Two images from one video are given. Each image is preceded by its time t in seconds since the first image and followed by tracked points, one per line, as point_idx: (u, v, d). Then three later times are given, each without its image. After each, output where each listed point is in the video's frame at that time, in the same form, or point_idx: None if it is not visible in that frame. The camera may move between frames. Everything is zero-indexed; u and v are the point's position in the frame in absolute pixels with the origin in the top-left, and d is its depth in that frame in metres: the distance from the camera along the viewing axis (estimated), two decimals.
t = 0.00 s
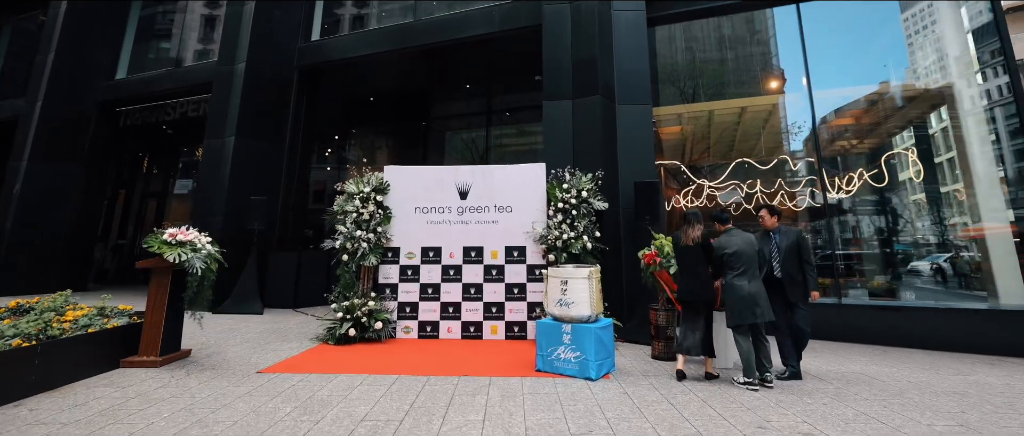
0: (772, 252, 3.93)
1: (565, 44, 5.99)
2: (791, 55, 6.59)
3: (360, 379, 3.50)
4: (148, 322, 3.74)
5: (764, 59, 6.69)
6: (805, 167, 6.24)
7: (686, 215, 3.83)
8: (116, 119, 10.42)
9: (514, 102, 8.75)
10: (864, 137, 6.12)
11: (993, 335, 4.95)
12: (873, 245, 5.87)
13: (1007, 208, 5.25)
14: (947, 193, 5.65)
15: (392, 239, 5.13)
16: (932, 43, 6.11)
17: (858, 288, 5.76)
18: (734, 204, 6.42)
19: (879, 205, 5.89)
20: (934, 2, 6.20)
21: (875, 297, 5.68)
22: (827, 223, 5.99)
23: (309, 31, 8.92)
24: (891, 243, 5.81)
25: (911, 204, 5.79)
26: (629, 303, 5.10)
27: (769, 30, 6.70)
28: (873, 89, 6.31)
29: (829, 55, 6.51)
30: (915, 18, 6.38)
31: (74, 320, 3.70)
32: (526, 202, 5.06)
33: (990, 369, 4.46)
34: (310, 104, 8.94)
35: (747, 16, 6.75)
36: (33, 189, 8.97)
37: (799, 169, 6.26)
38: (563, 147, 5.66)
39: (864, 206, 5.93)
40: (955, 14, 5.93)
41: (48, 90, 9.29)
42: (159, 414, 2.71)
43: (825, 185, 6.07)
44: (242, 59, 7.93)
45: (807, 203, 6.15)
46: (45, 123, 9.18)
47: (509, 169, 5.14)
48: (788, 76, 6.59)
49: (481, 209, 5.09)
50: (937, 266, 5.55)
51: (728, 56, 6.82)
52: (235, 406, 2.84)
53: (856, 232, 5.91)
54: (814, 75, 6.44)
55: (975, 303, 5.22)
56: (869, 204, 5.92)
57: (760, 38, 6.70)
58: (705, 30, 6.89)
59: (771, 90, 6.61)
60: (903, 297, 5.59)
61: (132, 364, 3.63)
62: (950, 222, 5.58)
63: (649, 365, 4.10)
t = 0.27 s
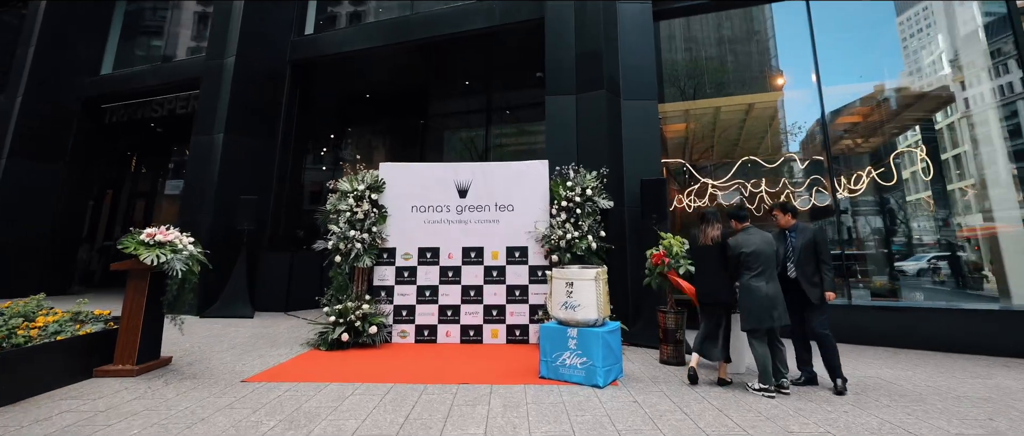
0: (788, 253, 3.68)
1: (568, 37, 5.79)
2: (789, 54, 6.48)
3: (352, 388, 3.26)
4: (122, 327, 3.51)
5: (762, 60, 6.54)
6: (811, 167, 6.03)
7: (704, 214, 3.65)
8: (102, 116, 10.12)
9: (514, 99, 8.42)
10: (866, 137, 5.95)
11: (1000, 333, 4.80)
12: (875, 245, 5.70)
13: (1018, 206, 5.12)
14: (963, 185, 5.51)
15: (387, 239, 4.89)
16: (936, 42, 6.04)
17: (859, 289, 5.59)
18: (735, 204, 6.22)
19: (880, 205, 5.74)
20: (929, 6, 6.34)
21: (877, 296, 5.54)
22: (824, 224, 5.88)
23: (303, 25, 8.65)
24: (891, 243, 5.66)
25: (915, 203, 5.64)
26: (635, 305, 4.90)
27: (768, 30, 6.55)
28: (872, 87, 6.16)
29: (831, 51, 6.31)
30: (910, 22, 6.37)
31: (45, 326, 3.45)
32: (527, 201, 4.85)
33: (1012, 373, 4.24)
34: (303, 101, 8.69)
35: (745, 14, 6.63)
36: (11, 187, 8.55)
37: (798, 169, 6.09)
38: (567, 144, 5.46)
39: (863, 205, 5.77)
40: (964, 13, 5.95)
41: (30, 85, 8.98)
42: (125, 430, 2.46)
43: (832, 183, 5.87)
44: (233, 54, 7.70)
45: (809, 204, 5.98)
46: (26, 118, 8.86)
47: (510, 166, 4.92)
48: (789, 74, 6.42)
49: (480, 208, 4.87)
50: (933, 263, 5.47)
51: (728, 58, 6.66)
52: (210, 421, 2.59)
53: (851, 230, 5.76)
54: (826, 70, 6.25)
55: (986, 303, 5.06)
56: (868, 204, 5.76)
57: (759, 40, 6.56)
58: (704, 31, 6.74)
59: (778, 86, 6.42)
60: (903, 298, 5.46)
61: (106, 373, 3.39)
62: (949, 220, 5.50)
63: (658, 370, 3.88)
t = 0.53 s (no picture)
0: (807, 251, 3.45)
1: (571, 29, 5.59)
2: (785, 56, 6.39)
3: (341, 398, 3.03)
4: (94, 332, 3.29)
5: (760, 62, 6.43)
6: (818, 164, 5.88)
7: (719, 212, 3.46)
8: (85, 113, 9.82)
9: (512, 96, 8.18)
10: (872, 134, 5.79)
11: (1002, 333, 4.77)
12: (873, 244, 5.55)
13: None
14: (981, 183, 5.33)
15: (381, 239, 4.66)
16: (932, 44, 5.88)
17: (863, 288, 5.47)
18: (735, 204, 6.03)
19: (879, 205, 5.58)
20: (922, 7, 6.09)
21: (880, 295, 5.42)
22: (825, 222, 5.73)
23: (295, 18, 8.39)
24: (886, 243, 5.51)
25: (913, 203, 5.52)
26: (642, 307, 4.69)
27: (766, 31, 6.48)
28: (881, 81, 6.00)
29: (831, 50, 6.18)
30: (903, 25, 6.13)
31: (10, 332, 3.21)
32: (528, 199, 4.63)
33: None
34: (295, 97, 8.44)
35: (744, 13, 6.56)
36: None
37: (789, 170, 5.95)
38: (569, 140, 5.26)
39: (866, 203, 5.60)
40: (968, 9, 5.76)
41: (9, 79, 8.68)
42: None
43: (837, 183, 5.71)
44: (221, 47, 7.45)
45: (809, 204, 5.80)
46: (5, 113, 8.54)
47: (510, 163, 4.70)
48: (799, 70, 6.30)
49: (479, 206, 4.65)
50: (931, 264, 5.33)
51: (725, 58, 6.53)
52: None
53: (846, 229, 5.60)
54: (835, 65, 6.12)
55: (996, 304, 4.95)
56: (869, 205, 5.60)
57: (756, 40, 6.47)
58: (702, 29, 6.60)
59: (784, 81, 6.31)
60: (904, 298, 5.32)
61: (75, 383, 3.15)
62: (942, 222, 5.39)
63: (666, 376, 3.66)
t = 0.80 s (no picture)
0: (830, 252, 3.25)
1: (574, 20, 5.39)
2: (784, 56, 6.22)
3: (331, 409, 2.81)
4: (65, 338, 3.05)
5: (757, 61, 6.22)
6: (825, 161, 5.70)
7: (736, 210, 3.26)
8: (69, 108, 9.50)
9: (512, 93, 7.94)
10: (877, 132, 5.64)
11: (1001, 333, 4.67)
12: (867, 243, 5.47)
13: None
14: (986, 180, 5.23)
15: (376, 238, 4.43)
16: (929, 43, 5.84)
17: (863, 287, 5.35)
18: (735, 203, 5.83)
19: (881, 203, 5.45)
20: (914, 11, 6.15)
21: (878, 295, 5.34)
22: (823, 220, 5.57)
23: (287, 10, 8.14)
24: (881, 242, 5.42)
25: (916, 199, 5.40)
26: (649, 309, 4.50)
27: (764, 31, 6.29)
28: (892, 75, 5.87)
29: (838, 46, 6.03)
30: (896, 26, 6.12)
31: None
32: (530, 196, 4.43)
33: None
34: (287, 93, 8.23)
35: (740, 13, 6.38)
36: None
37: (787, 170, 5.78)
38: (573, 135, 5.07)
39: (869, 203, 5.46)
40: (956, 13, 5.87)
41: None
42: None
43: (841, 182, 5.59)
44: (209, 39, 7.19)
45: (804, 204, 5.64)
46: None
47: (511, 159, 4.50)
48: (808, 65, 6.15)
49: (479, 203, 4.44)
50: (928, 263, 5.23)
51: (720, 57, 6.28)
52: None
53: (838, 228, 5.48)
54: (847, 60, 5.98)
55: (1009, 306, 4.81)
56: (872, 204, 5.46)
57: (753, 39, 6.27)
58: (699, 26, 6.33)
59: (792, 76, 6.15)
60: (906, 298, 5.21)
61: (45, 393, 2.91)
62: (933, 221, 5.32)
63: (678, 383, 3.47)
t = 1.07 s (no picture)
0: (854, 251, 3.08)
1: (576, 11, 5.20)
2: (790, 53, 6.16)
3: (321, 422, 2.59)
4: (31, 344, 2.81)
5: (753, 61, 6.14)
6: (834, 159, 5.51)
7: (755, 206, 3.06)
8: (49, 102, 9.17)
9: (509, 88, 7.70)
10: (881, 130, 5.50)
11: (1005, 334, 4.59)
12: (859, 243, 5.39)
13: None
14: (991, 179, 5.03)
15: (370, 237, 4.21)
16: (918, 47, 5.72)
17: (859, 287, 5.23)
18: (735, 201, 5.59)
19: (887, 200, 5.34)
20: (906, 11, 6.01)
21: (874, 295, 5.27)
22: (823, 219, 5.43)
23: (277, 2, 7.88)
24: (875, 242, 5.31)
25: (920, 195, 5.26)
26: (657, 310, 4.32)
27: (760, 30, 6.26)
28: (904, 67, 5.71)
29: (849, 39, 5.91)
30: (888, 28, 5.97)
31: None
32: (532, 193, 4.22)
33: None
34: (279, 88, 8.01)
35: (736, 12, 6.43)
36: None
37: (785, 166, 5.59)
38: (576, 130, 4.89)
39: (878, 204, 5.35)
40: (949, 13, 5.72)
41: None
42: None
43: (842, 180, 5.44)
44: (195, 30, 6.92)
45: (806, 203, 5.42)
46: None
47: (512, 154, 4.29)
48: (815, 60, 6.06)
49: (479, 200, 4.23)
50: (920, 263, 5.17)
51: (718, 55, 6.15)
52: None
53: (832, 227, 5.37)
54: (855, 56, 5.86)
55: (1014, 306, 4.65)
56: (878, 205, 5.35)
57: (749, 38, 6.22)
58: (693, 25, 6.19)
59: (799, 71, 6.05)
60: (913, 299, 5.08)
61: (7, 405, 2.67)
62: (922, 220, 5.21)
63: (691, 390, 3.28)
